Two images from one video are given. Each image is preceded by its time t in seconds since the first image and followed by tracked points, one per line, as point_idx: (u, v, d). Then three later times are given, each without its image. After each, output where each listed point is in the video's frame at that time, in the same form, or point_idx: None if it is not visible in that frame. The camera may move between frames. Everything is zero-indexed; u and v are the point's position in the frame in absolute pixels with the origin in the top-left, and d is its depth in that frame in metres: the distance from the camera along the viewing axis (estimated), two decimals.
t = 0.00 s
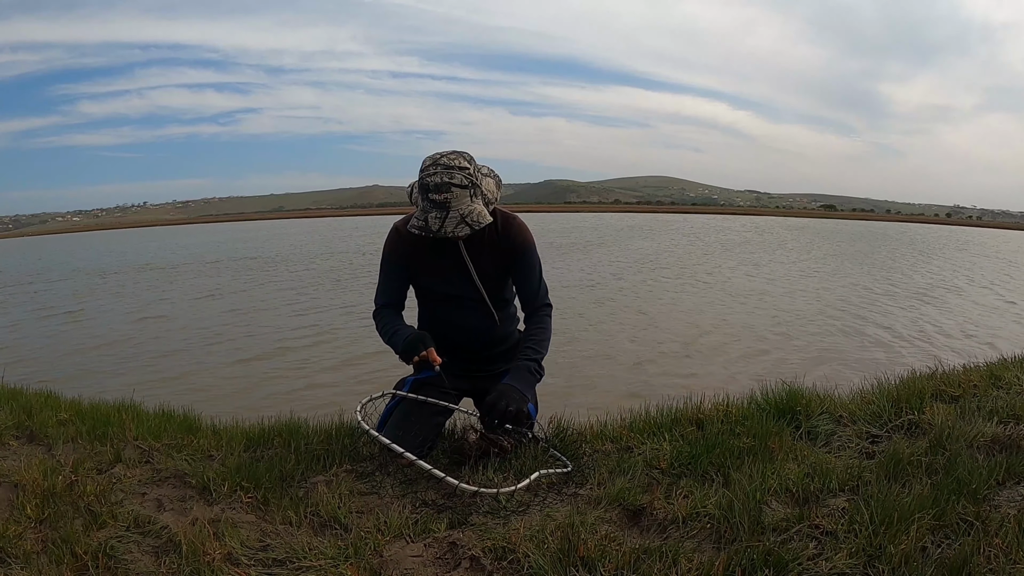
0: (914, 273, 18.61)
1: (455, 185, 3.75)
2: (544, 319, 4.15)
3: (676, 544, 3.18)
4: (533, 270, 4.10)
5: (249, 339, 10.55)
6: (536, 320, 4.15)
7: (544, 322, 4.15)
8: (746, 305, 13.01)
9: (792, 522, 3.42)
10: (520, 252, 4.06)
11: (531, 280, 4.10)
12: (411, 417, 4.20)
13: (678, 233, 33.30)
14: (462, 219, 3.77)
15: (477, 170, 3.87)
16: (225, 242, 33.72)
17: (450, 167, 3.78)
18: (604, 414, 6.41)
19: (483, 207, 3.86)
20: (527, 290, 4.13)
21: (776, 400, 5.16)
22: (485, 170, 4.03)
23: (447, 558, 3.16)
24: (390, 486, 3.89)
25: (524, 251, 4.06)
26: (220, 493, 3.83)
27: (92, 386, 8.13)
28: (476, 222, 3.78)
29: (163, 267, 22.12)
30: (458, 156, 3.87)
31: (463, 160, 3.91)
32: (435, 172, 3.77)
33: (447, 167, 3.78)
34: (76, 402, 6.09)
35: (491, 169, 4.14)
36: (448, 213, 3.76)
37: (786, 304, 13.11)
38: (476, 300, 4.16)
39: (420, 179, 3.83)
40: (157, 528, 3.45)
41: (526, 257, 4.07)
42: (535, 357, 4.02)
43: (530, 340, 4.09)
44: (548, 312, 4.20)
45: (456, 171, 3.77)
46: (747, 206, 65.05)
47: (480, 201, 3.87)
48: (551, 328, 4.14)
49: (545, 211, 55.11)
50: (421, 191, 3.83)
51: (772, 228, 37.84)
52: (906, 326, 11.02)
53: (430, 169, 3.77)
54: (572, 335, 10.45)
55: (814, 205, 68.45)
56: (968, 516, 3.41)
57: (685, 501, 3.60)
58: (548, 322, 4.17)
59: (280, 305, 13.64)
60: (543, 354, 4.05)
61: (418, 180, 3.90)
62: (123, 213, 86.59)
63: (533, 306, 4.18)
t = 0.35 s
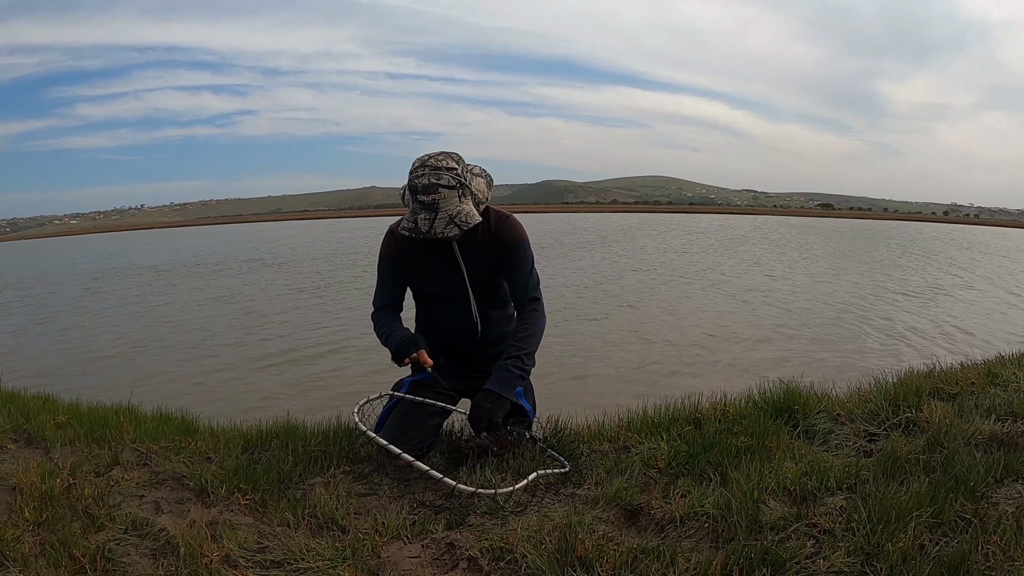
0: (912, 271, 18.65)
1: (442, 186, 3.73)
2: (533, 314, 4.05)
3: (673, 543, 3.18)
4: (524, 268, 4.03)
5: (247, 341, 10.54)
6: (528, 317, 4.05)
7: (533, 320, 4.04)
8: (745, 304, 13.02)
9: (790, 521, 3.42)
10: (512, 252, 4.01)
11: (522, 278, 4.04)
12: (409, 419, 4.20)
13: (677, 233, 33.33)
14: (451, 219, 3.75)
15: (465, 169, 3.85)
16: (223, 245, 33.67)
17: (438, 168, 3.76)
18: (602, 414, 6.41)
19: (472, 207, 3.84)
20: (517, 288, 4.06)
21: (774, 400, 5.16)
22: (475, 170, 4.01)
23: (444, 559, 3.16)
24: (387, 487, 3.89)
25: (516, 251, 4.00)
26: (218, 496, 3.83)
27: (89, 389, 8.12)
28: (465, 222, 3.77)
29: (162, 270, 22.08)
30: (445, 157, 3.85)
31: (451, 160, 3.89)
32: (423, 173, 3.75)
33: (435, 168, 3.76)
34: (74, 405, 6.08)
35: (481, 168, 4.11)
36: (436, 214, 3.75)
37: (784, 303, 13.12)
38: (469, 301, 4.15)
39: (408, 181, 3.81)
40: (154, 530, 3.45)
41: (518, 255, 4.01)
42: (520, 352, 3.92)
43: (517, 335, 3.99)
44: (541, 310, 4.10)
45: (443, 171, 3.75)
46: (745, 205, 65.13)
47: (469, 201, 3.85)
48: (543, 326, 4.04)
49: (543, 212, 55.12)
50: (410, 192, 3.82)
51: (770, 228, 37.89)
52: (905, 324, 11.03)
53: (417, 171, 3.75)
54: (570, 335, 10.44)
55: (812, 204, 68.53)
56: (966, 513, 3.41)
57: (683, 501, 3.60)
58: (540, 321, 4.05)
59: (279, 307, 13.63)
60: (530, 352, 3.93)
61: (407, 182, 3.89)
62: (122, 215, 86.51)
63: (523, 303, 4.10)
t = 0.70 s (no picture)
0: (912, 269, 18.65)
1: (433, 186, 3.70)
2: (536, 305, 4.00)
3: (673, 542, 3.18)
4: (522, 264, 4.00)
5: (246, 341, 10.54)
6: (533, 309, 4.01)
7: (539, 312, 3.99)
8: (745, 302, 13.02)
9: (790, 519, 3.42)
10: (508, 248, 3.99)
11: (520, 274, 4.01)
12: (408, 419, 4.20)
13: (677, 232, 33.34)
14: (443, 219, 3.74)
15: (456, 168, 3.82)
16: (222, 245, 33.65)
17: (429, 168, 3.73)
18: (602, 413, 6.41)
19: (465, 205, 3.82)
20: (516, 285, 4.04)
21: (773, 398, 5.16)
22: (467, 167, 3.98)
23: (444, 559, 3.16)
24: (387, 487, 3.89)
25: (512, 247, 3.99)
26: (218, 496, 3.83)
27: (89, 390, 8.11)
28: (458, 220, 3.75)
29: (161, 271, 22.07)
30: (436, 156, 3.82)
31: (442, 159, 3.86)
32: (414, 174, 3.72)
33: (425, 168, 3.74)
34: (73, 407, 6.07)
35: (474, 165, 4.08)
36: (429, 214, 3.74)
37: (784, 301, 13.11)
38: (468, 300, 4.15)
39: (400, 182, 3.80)
40: (154, 531, 3.45)
41: (515, 252, 4.00)
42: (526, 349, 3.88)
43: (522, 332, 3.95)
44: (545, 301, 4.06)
45: (434, 171, 3.72)
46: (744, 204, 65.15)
47: (462, 199, 3.83)
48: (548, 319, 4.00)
49: (542, 211, 55.13)
50: (402, 193, 3.81)
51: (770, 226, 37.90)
52: (905, 322, 11.03)
53: (408, 172, 3.73)
54: (570, 334, 10.44)
55: (812, 202, 68.52)
56: (966, 510, 3.41)
57: (683, 499, 3.60)
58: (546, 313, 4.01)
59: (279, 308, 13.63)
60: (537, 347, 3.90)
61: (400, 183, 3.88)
62: (121, 215, 86.44)
63: (524, 299, 4.06)
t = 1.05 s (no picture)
0: (912, 269, 18.65)
1: (426, 184, 3.68)
2: (539, 304, 4.02)
3: (673, 541, 3.19)
4: (522, 261, 4.01)
5: (246, 341, 10.54)
6: (532, 306, 4.02)
7: (540, 308, 4.01)
8: (745, 301, 13.03)
9: (789, 519, 3.42)
10: (509, 246, 4.00)
11: (521, 270, 4.01)
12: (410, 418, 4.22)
13: (677, 231, 33.34)
14: (438, 217, 3.71)
15: (448, 167, 3.81)
16: (222, 245, 33.62)
17: (421, 168, 3.72)
18: (602, 413, 6.42)
19: (459, 203, 3.79)
20: (517, 283, 4.05)
21: (773, 397, 5.16)
22: (461, 167, 3.97)
23: (444, 558, 3.16)
24: (387, 487, 3.90)
25: (513, 244, 4.00)
26: (217, 496, 3.83)
27: (89, 390, 8.11)
28: (453, 218, 3.72)
29: (161, 270, 22.07)
30: (427, 156, 3.81)
31: (434, 159, 3.85)
32: (406, 175, 3.72)
33: (417, 168, 3.73)
34: (74, 406, 6.07)
35: (468, 165, 4.07)
36: (423, 214, 3.71)
37: (784, 301, 13.11)
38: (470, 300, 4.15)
39: (393, 184, 3.79)
40: (154, 531, 3.45)
41: (515, 250, 4.00)
42: (529, 343, 3.90)
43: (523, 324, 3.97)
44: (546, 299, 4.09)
45: (426, 171, 3.71)
46: (745, 203, 65.13)
47: (456, 197, 3.80)
48: (548, 315, 4.01)
49: (542, 211, 55.12)
50: (396, 195, 3.80)
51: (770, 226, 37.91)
52: (905, 322, 11.04)
53: (400, 173, 3.72)
54: (570, 333, 10.45)
55: (812, 202, 68.48)
56: (965, 510, 3.42)
57: (682, 498, 3.60)
58: (546, 309, 4.04)
59: (278, 307, 13.63)
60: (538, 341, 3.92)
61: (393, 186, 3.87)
62: (121, 214, 86.48)
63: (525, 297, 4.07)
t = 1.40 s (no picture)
0: (910, 268, 18.69)
1: (416, 186, 3.68)
2: (529, 307, 4.00)
3: (669, 541, 3.19)
4: (515, 260, 4.00)
5: (243, 342, 10.53)
6: (523, 310, 4.01)
7: (530, 312, 4.00)
8: (743, 301, 13.04)
9: (786, 518, 3.42)
10: (501, 247, 3.99)
11: (513, 272, 4.01)
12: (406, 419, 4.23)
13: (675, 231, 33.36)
14: (429, 219, 3.70)
15: (439, 168, 3.80)
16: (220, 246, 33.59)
17: (411, 170, 3.72)
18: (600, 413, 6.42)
19: (450, 204, 3.78)
20: (509, 285, 4.04)
21: (769, 397, 5.16)
22: (453, 168, 3.97)
23: (440, 558, 3.16)
24: (384, 488, 3.90)
25: (506, 245, 3.98)
26: (214, 497, 3.82)
27: (86, 391, 8.10)
28: (444, 219, 3.71)
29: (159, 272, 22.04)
30: (418, 158, 3.81)
31: (425, 161, 3.84)
32: (396, 177, 3.72)
33: (407, 170, 3.73)
34: (71, 408, 6.06)
35: (460, 165, 4.06)
36: (414, 216, 3.71)
37: (782, 300, 13.13)
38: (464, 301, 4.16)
39: (385, 188, 3.79)
40: (151, 532, 3.45)
41: (508, 251, 3.99)
42: (526, 356, 3.85)
43: (518, 337, 3.93)
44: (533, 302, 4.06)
45: (416, 173, 3.71)
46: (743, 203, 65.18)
47: (447, 198, 3.79)
48: (539, 319, 4.00)
49: (540, 212, 55.12)
50: (388, 198, 3.80)
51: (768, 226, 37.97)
52: (902, 321, 11.06)
53: (391, 176, 3.73)
54: (568, 333, 10.46)
55: (810, 201, 68.53)
56: (962, 508, 3.42)
57: (679, 498, 3.60)
58: (531, 313, 4.00)
59: (275, 309, 13.62)
60: (536, 356, 3.87)
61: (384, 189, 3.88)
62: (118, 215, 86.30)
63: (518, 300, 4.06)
